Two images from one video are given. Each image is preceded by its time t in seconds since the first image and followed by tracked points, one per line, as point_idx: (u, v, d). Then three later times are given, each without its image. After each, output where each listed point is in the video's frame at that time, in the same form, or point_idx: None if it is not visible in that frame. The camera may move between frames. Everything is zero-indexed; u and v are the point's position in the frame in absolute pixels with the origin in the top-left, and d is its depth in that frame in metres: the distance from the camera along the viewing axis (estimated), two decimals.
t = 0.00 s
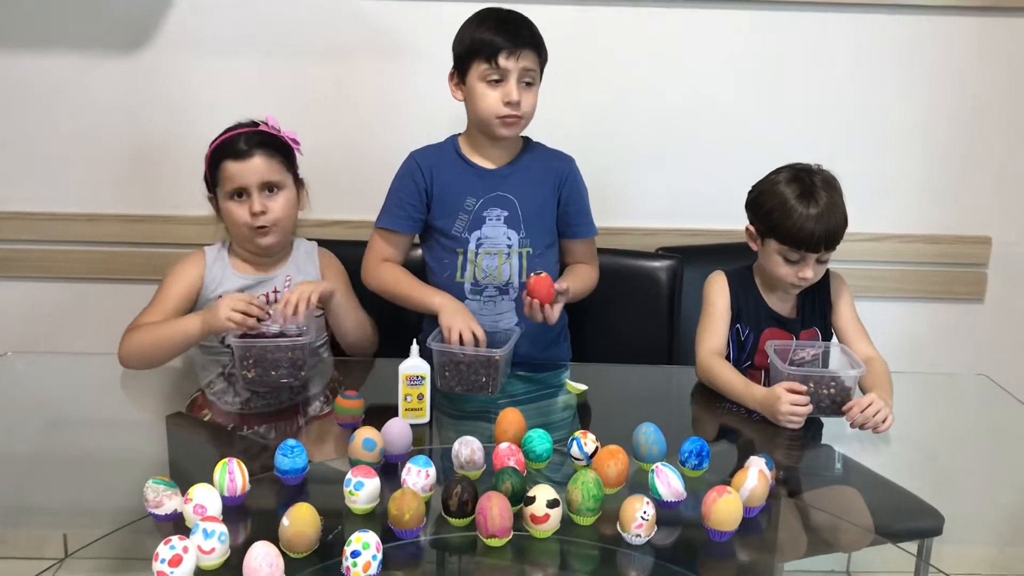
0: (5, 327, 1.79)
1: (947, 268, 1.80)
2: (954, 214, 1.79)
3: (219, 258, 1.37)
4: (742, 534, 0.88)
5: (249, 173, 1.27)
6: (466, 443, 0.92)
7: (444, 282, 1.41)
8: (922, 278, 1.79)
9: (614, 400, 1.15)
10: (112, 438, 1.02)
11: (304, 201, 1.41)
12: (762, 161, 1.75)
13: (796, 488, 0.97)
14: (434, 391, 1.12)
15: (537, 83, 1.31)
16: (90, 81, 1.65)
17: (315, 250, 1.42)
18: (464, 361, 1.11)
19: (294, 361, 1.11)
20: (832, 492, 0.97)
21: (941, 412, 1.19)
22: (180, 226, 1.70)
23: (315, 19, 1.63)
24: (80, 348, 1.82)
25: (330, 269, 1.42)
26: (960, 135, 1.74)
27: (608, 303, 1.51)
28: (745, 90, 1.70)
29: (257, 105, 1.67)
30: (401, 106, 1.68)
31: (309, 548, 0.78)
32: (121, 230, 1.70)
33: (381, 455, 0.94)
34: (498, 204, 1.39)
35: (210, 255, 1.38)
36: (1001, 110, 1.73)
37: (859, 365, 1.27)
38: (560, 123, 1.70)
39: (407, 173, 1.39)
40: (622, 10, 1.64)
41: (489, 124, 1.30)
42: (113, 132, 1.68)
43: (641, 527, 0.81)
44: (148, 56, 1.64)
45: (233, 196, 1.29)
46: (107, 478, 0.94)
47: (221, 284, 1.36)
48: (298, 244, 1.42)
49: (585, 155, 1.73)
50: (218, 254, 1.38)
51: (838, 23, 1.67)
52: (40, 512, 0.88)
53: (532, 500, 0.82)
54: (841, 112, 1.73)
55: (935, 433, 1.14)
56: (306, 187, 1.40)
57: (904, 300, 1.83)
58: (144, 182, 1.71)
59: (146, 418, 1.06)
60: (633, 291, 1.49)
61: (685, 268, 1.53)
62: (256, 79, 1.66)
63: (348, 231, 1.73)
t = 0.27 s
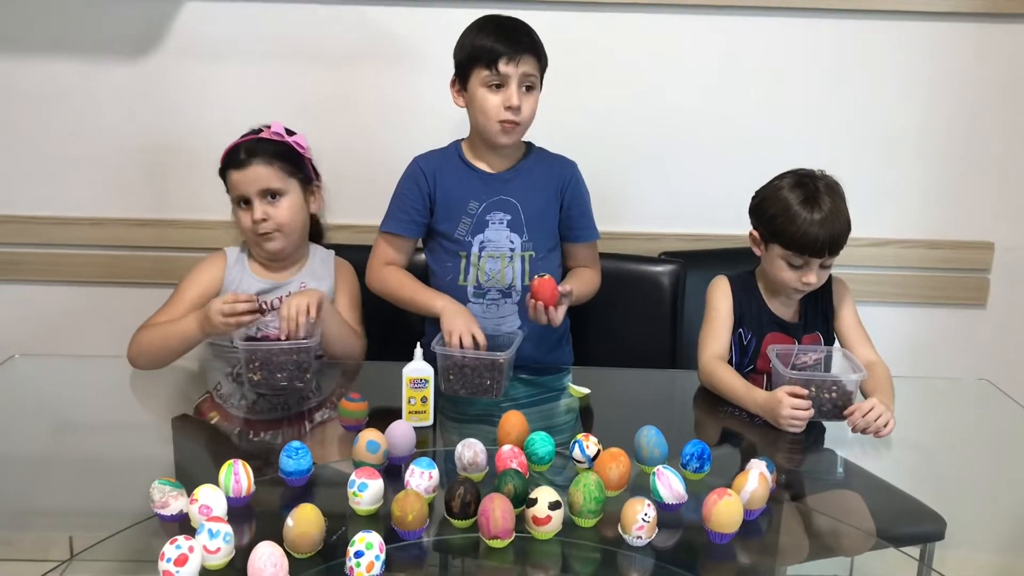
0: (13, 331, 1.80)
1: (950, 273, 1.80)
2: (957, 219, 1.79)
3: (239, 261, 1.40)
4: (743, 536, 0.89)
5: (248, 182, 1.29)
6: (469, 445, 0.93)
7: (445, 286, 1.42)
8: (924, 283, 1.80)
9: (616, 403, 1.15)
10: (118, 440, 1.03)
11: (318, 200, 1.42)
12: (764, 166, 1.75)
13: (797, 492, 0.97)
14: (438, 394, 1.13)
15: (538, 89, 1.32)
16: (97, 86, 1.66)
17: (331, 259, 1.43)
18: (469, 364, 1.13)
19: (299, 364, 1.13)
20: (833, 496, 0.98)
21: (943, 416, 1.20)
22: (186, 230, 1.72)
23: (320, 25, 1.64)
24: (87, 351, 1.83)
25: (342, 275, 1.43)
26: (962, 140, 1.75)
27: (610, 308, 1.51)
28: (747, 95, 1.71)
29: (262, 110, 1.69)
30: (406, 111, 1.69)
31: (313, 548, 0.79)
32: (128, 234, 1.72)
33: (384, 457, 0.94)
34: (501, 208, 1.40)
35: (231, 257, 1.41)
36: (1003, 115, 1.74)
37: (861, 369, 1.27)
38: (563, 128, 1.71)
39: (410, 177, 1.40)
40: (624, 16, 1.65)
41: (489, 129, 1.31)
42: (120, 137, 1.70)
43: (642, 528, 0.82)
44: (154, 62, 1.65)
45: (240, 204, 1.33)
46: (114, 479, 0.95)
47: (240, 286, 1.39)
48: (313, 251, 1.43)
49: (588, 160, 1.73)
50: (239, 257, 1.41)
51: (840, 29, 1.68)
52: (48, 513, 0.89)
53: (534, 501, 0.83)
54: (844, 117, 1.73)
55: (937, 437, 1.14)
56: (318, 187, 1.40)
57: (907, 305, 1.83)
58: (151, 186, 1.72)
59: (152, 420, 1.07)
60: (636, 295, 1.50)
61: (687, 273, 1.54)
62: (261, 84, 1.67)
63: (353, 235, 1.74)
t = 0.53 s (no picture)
0: (22, 334, 1.82)
1: (955, 277, 1.80)
2: (961, 223, 1.79)
3: (248, 265, 1.42)
4: (747, 538, 0.89)
5: (267, 193, 1.29)
6: (474, 447, 0.94)
7: (449, 288, 1.42)
8: (929, 287, 1.80)
9: (621, 405, 1.16)
10: (127, 441, 1.04)
11: (331, 209, 1.43)
12: (769, 171, 1.76)
13: (801, 494, 0.98)
14: (444, 396, 1.13)
15: (543, 94, 1.33)
16: (106, 91, 1.68)
17: (339, 262, 1.45)
18: (475, 367, 1.13)
19: (306, 367, 1.13)
20: (836, 498, 0.98)
21: (948, 419, 1.20)
22: (193, 234, 1.73)
23: (326, 30, 1.65)
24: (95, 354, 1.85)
25: (349, 275, 1.44)
26: (966, 145, 1.75)
27: (615, 311, 1.52)
28: (750, 99, 1.72)
29: (268, 115, 1.70)
30: (412, 115, 1.70)
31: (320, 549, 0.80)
32: (136, 238, 1.73)
33: (390, 459, 0.95)
34: (506, 211, 1.40)
35: (239, 261, 1.43)
36: (1006, 119, 1.74)
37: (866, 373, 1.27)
38: (568, 133, 1.72)
39: (416, 180, 1.41)
40: (628, 21, 1.66)
41: (495, 134, 1.31)
42: (128, 142, 1.71)
43: (645, 529, 0.83)
44: (162, 67, 1.67)
45: (254, 212, 1.33)
46: (123, 480, 0.96)
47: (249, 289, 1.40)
48: (322, 255, 1.45)
49: (592, 164, 1.74)
50: (248, 260, 1.43)
51: (844, 34, 1.68)
52: (58, 513, 0.90)
53: (539, 503, 0.84)
54: (847, 121, 1.74)
55: (941, 440, 1.14)
56: (331, 196, 1.42)
57: (912, 309, 1.83)
58: (159, 190, 1.73)
59: (160, 421, 1.08)
60: (640, 299, 1.50)
61: (692, 277, 1.54)
62: (267, 89, 1.68)
63: (360, 239, 1.75)
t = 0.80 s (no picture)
0: (29, 333, 1.82)
1: (961, 276, 1.80)
2: (967, 222, 1.78)
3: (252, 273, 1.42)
4: (750, 536, 0.89)
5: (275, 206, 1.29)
6: (477, 445, 0.94)
7: (455, 286, 1.42)
8: (935, 287, 1.79)
9: (625, 405, 1.16)
10: (132, 439, 1.04)
11: (333, 225, 1.44)
12: (774, 170, 1.76)
13: (805, 493, 0.97)
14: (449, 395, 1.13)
15: (550, 100, 1.32)
16: (112, 91, 1.69)
17: (345, 263, 1.45)
18: (479, 365, 1.13)
19: (311, 366, 1.13)
20: (840, 497, 0.98)
21: (954, 418, 1.19)
22: (198, 234, 1.74)
23: (331, 30, 1.66)
24: (101, 353, 1.85)
25: (354, 278, 1.44)
26: (973, 144, 1.75)
27: (620, 311, 1.51)
28: (755, 98, 1.71)
29: (274, 115, 1.70)
30: (417, 115, 1.70)
31: (323, 546, 0.80)
32: (141, 237, 1.74)
33: (394, 457, 0.96)
34: (512, 209, 1.40)
35: (243, 269, 1.43)
36: (1013, 118, 1.73)
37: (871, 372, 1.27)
38: (572, 132, 1.72)
39: (422, 178, 1.41)
40: (633, 20, 1.65)
41: (500, 139, 1.32)
42: (134, 142, 1.72)
43: (649, 527, 0.83)
44: (168, 67, 1.67)
45: (259, 222, 1.33)
46: (128, 478, 0.97)
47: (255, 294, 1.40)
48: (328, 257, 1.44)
49: (597, 164, 1.74)
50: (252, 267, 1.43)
51: (850, 33, 1.68)
52: (64, 510, 0.90)
53: (542, 500, 0.84)
54: (853, 120, 1.73)
55: (947, 439, 1.14)
56: (337, 212, 1.42)
57: (919, 309, 1.82)
58: (164, 190, 1.74)
59: (165, 420, 1.09)
60: (645, 299, 1.50)
61: (697, 277, 1.54)
62: (273, 89, 1.69)
63: (364, 239, 1.75)
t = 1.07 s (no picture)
0: (34, 334, 1.83)
1: (966, 277, 1.79)
2: (972, 223, 1.78)
3: (256, 273, 1.42)
4: (753, 536, 0.89)
5: (293, 198, 1.30)
6: (480, 445, 0.94)
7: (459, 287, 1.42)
8: (939, 288, 1.79)
9: (629, 405, 1.16)
10: (136, 440, 1.05)
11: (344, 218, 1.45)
12: (778, 171, 1.75)
13: (809, 493, 0.97)
14: (452, 395, 1.13)
15: (552, 110, 1.32)
16: (117, 93, 1.69)
17: (352, 265, 1.45)
18: (482, 365, 1.13)
19: (314, 366, 1.14)
20: (844, 498, 0.97)
21: (959, 419, 1.19)
22: (203, 234, 1.74)
23: (335, 31, 1.66)
24: (106, 353, 1.86)
25: (360, 279, 1.45)
26: (977, 145, 1.74)
27: (623, 312, 1.51)
28: (759, 99, 1.71)
29: (277, 116, 1.71)
30: (421, 116, 1.70)
31: (326, 546, 0.80)
32: (146, 238, 1.74)
33: (397, 457, 0.96)
34: (515, 208, 1.40)
35: (248, 269, 1.43)
36: (1018, 118, 1.73)
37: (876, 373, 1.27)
38: (576, 133, 1.72)
39: (426, 178, 1.42)
40: (636, 21, 1.65)
41: (501, 143, 1.33)
42: (138, 143, 1.72)
43: (652, 527, 0.83)
44: (172, 69, 1.68)
45: (274, 214, 1.33)
46: (131, 478, 0.97)
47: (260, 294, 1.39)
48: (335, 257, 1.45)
49: (601, 164, 1.74)
50: (257, 266, 1.43)
51: (854, 33, 1.67)
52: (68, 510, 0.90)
53: (545, 500, 0.84)
54: (857, 120, 1.73)
55: (951, 441, 1.14)
56: (346, 204, 1.43)
57: (924, 309, 1.82)
58: (169, 191, 1.74)
59: (169, 420, 1.09)
60: (649, 300, 1.50)
61: (701, 277, 1.54)
62: (277, 90, 1.69)
63: (369, 240, 1.75)
